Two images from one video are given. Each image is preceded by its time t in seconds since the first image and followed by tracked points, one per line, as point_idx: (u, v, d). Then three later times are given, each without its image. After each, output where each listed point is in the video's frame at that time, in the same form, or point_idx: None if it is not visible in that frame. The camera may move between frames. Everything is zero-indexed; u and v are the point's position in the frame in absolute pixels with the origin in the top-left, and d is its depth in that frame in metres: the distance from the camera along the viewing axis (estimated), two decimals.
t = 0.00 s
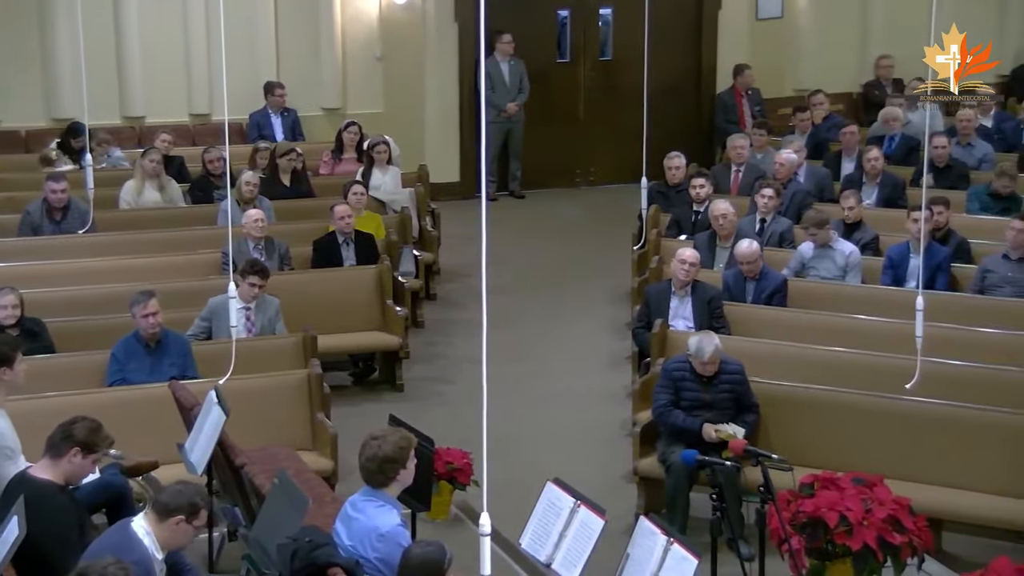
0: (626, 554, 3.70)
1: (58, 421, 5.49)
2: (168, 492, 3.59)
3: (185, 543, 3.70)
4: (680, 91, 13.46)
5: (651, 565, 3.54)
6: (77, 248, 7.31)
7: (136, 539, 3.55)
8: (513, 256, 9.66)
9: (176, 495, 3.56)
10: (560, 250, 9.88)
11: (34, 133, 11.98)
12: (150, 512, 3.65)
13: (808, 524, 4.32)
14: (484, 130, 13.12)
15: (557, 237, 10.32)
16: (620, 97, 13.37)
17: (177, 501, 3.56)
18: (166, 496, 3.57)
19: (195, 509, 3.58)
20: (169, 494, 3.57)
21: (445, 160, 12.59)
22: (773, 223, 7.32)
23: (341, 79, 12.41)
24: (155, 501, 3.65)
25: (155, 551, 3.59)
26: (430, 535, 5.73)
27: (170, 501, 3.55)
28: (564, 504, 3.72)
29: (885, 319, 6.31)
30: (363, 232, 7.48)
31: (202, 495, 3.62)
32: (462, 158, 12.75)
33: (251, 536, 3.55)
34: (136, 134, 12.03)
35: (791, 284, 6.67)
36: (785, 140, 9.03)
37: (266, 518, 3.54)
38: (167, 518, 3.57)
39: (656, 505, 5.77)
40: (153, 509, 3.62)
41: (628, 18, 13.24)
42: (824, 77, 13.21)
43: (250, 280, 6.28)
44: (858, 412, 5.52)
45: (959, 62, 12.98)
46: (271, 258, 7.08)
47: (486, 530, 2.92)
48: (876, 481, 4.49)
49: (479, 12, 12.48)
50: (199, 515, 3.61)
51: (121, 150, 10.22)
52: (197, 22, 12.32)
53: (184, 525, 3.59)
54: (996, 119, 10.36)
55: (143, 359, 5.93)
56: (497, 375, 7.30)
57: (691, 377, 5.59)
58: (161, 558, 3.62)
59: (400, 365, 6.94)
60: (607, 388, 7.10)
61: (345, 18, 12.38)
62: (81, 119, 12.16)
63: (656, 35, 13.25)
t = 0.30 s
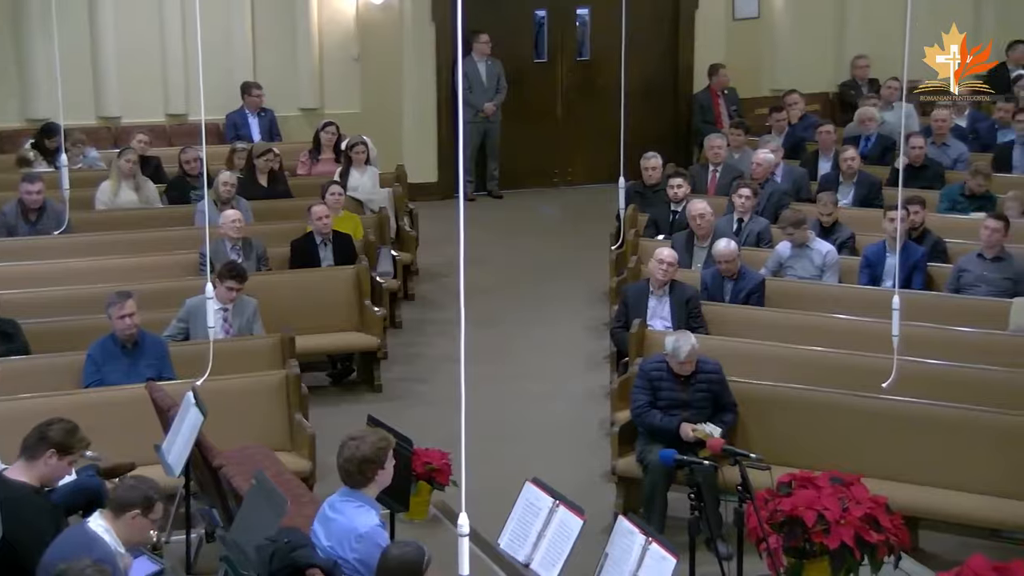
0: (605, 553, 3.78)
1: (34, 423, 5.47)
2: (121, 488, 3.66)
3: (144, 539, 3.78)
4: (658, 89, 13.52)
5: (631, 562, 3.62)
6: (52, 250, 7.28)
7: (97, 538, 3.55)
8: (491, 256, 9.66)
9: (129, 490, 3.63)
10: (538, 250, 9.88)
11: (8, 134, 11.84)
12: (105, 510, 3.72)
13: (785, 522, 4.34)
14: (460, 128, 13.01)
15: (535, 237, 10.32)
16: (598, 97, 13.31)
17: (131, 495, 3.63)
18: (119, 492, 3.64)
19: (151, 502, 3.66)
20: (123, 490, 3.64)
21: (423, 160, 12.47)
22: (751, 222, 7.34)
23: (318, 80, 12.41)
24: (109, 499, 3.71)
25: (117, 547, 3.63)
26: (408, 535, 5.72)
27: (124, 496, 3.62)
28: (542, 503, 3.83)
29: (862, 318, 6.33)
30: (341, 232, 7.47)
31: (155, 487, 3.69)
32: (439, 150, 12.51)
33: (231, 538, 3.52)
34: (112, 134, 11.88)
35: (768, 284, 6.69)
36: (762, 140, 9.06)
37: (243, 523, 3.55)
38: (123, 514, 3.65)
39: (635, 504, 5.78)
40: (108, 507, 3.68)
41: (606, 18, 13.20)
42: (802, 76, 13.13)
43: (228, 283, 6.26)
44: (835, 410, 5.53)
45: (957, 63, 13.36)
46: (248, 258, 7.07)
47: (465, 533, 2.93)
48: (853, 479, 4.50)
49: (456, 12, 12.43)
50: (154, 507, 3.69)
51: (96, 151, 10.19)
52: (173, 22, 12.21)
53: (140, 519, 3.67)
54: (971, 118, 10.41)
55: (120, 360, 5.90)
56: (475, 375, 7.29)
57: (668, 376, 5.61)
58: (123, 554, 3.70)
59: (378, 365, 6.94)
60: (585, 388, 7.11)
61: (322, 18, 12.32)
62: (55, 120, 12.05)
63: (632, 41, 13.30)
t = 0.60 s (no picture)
0: (584, 553, 3.79)
1: (9, 425, 5.45)
2: (65, 491, 3.68)
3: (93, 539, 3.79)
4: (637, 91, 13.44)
5: (609, 562, 3.64)
6: (25, 250, 7.26)
7: (46, 541, 3.58)
8: (469, 256, 9.66)
9: (73, 492, 3.65)
10: (516, 250, 9.89)
11: None
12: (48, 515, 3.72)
13: (763, 521, 4.35)
14: (436, 127, 12.98)
15: (514, 237, 10.32)
16: (577, 97, 13.32)
17: (77, 497, 3.65)
18: (63, 495, 3.66)
19: (97, 502, 3.68)
20: (67, 492, 3.65)
21: (401, 160, 12.44)
22: (729, 221, 7.36)
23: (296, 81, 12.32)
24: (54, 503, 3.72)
25: (64, 547, 3.65)
26: (386, 535, 5.71)
27: (70, 498, 3.64)
28: (520, 503, 3.83)
29: (840, 317, 6.35)
30: (318, 233, 7.46)
31: (99, 487, 3.71)
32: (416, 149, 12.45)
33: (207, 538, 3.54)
34: (87, 134, 11.79)
35: (745, 284, 6.71)
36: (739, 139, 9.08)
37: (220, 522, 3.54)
38: (69, 516, 3.66)
39: (613, 504, 5.79)
40: (53, 512, 3.69)
41: (584, 19, 13.20)
42: (775, 76, 13.30)
43: (205, 285, 6.23)
44: (812, 409, 5.55)
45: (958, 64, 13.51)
46: (225, 259, 7.05)
47: (442, 531, 2.94)
48: (831, 477, 4.52)
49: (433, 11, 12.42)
50: (101, 507, 3.70)
51: (71, 151, 10.16)
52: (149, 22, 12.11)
53: (87, 519, 3.68)
54: (944, 118, 10.47)
55: (96, 362, 5.88)
56: (454, 375, 7.29)
57: (647, 376, 5.61)
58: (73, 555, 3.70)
59: (356, 365, 6.93)
60: (563, 388, 7.12)
61: (299, 19, 12.25)
62: (30, 121, 11.94)
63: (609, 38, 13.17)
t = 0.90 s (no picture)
0: (562, 553, 3.80)
1: None
2: (15, 497, 3.70)
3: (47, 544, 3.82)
4: (612, 90, 13.57)
5: (587, 561, 3.64)
6: None
7: None
8: (447, 256, 9.65)
9: (23, 498, 3.68)
10: (494, 250, 9.89)
11: None
12: None
13: (740, 521, 4.35)
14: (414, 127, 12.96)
15: (492, 237, 10.32)
16: (555, 97, 13.32)
17: (26, 502, 3.68)
18: (13, 501, 3.68)
19: (48, 506, 3.70)
20: (17, 498, 3.68)
21: (378, 160, 12.42)
22: (706, 221, 7.37)
23: (272, 80, 12.20)
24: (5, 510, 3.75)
25: (16, 555, 3.68)
26: (364, 536, 5.69)
27: (19, 504, 3.67)
28: (498, 503, 3.84)
29: (817, 317, 6.37)
30: (295, 233, 7.45)
31: (49, 492, 3.73)
32: (393, 151, 12.44)
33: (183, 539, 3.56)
34: (62, 134, 11.71)
35: (722, 283, 6.72)
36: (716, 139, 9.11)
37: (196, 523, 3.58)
38: (20, 522, 3.69)
39: (590, 503, 5.79)
40: (4, 519, 3.72)
41: (561, 19, 13.18)
42: (753, 77, 13.13)
43: (183, 286, 6.21)
44: (789, 409, 5.57)
45: (957, 63, 13.18)
46: (202, 259, 7.04)
47: (420, 532, 2.91)
48: (807, 476, 4.52)
49: (411, 12, 12.41)
50: (52, 511, 3.73)
51: (46, 151, 10.11)
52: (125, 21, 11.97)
53: (38, 524, 3.71)
54: (919, 118, 10.50)
55: (72, 363, 5.86)
56: (432, 375, 7.29)
57: (623, 377, 5.62)
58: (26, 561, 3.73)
59: (333, 366, 6.92)
60: (541, 387, 7.12)
61: (275, 20, 12.14)
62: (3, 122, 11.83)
63: (587, 40, 13.34)
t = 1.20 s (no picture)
0: (541, 552, 3.79)
1: None
2: None
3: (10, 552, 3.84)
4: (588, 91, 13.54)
5: (566, 561, 3.64)
6: None
7: None
8: (425, 256, 9.65)
9: None
10: (471, 250, 9.89)
11: None
12: None
13: (718, 520, 4.36)
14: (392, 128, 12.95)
15: (470, 237, 10.32)
16: (532, 97, 13.31)
17: None
18: None
19: (12, 511, 3.75)
20: None
21: (355, 159, 12.44)
22: (684, 220, 7.39)
23: (249, 80, 12.14)
24: None
25: None
26: (343, 536, 5.67)
27: None
28: (477, 503, 3.84)
29: (794, 316, 6.39)
30: (273, 233, 7.44)
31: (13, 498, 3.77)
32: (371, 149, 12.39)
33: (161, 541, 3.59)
34: (37, 134, 11.63)
35: (699, 282, 6.73)
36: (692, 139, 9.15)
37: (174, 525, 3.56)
38: None
39: (569, 503, 5.79)
40: None
41: (538, 19, 13.16)
42: (732, 77, 13.12)
43: (161, 287, 6.18)
44: (767, 408, 5.58)
45: (958, 63, 12.94)
46: (179, 260, 7.02)
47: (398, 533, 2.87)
48: (785, 475, 4.54)
49: (387, 12, 12.37)
50: (16, 517, 3.76)
51: (21, 152, 10.06)
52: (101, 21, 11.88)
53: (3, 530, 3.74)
54: (894, 118, 10.56)
55: (47, 365, 5.83)
56: (410, 375, 7.29)
57: (601, 378, 5.61)
58: None
59: (311, 366, 6.91)
60: (519, 387, 7.13)
61: (253, 21, 12.08)
62: None
63: (564, 38, 13.26)
